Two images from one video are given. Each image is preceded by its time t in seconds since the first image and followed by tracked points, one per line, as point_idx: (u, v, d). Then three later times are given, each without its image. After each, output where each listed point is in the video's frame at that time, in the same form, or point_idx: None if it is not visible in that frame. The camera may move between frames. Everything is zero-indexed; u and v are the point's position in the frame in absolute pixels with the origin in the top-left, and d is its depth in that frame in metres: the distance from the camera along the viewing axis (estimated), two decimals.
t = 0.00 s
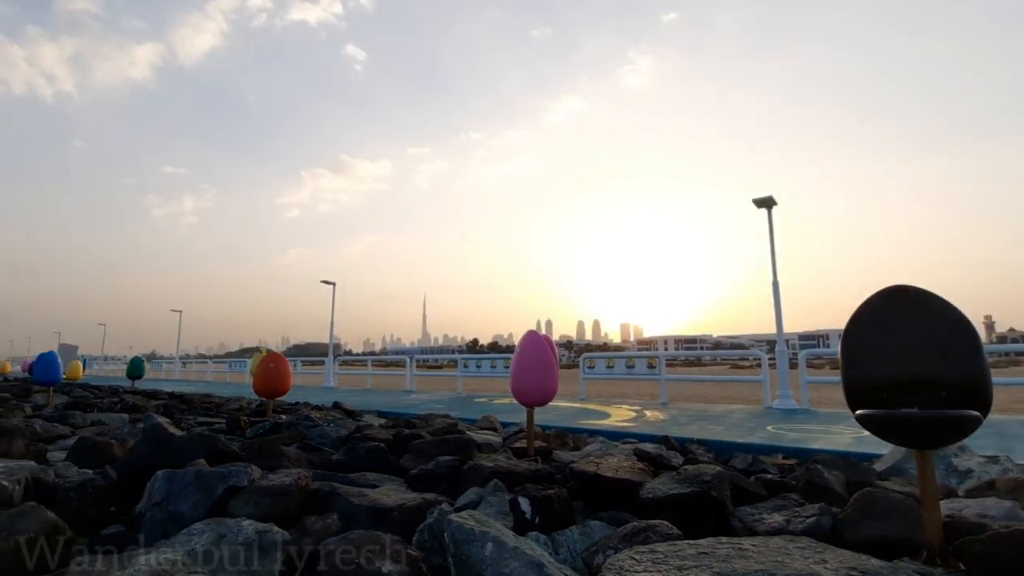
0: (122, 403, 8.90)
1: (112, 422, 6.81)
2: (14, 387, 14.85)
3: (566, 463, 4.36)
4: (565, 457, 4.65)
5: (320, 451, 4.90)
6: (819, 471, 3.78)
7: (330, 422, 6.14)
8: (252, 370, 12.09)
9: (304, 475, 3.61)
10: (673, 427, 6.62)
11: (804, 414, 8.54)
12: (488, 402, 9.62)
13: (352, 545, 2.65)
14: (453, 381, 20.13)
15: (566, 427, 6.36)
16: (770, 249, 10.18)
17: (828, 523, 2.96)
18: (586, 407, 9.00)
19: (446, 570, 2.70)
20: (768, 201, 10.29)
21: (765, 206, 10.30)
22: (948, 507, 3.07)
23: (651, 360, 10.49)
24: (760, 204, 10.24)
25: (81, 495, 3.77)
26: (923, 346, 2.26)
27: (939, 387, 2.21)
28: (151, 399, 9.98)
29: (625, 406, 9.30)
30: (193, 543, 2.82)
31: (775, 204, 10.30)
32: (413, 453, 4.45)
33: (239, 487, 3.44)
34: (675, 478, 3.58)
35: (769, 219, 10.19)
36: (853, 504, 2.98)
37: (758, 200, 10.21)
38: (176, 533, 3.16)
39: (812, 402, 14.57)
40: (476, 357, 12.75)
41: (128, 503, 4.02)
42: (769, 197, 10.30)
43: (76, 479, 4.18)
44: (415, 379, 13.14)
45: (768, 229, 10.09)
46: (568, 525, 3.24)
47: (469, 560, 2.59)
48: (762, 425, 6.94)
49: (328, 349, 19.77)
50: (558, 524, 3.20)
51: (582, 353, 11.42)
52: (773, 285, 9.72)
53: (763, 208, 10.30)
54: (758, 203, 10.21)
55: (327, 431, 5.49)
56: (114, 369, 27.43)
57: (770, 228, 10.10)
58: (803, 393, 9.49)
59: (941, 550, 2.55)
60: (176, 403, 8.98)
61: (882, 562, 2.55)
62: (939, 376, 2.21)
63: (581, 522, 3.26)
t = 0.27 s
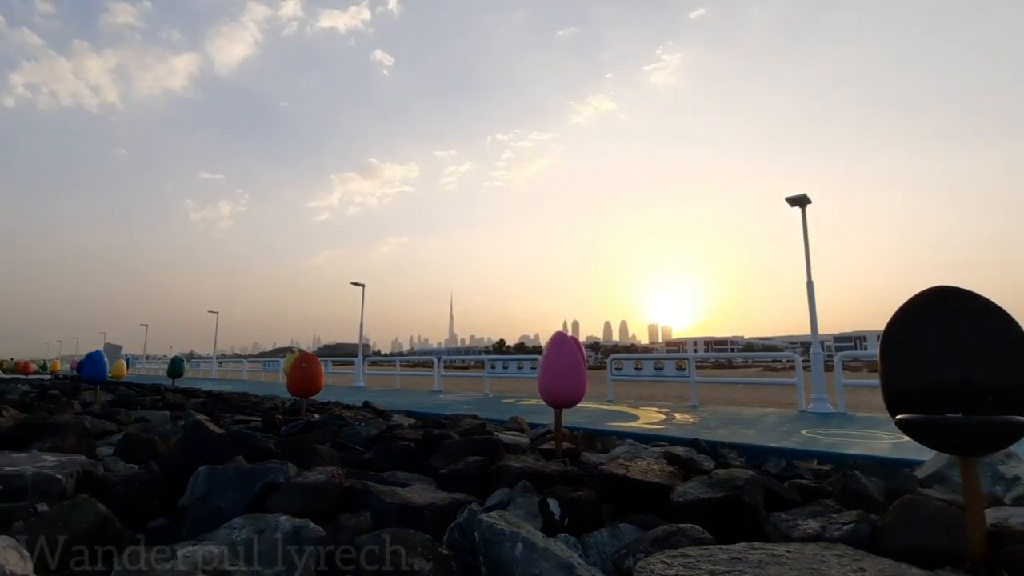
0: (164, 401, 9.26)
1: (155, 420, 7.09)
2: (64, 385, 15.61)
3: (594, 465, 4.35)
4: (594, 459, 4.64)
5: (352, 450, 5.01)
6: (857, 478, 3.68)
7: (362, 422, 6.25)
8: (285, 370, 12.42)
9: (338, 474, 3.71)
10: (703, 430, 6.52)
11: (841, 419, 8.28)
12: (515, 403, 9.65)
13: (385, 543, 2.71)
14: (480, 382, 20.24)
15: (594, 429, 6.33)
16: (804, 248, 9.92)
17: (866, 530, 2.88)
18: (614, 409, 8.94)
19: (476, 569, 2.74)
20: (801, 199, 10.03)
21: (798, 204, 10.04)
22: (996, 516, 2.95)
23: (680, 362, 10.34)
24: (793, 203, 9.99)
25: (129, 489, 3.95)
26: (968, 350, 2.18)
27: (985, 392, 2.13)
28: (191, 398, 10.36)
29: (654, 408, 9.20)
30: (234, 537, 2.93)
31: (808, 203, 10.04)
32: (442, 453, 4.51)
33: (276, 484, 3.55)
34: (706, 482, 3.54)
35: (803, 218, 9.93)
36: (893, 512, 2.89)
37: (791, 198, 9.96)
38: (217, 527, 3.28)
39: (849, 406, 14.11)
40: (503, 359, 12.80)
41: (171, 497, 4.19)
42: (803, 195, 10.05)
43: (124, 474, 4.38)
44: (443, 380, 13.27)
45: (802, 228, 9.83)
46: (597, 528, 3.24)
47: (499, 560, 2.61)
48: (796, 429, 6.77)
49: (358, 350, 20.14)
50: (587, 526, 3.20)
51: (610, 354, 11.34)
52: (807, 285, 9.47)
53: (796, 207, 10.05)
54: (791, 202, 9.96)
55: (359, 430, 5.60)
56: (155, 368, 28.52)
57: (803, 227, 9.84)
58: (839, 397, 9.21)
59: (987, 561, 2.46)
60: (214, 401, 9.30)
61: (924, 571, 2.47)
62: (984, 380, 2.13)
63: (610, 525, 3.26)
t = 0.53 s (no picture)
0: (188, 402, 9.47)
1: (180, 420, 7.25)
2: (92, 385, 16.05)
3: (612, 468, 4.33)
4: (611, 462, 4.63)
5: (371, 451, 5.06)
6: (881, 483, 3.61)
7: (380, 423, 6.31)
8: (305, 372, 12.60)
9: (357, 475, 3.76)
10: (722, 434, 6.45)
11: (864, 423, 8.12)
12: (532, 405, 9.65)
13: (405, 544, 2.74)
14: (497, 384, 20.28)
15: (611, 432, 6.30)
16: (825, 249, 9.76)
17: (891, 537, 2.83)
18: (631, 412, 8.89)
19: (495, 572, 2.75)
20: (822, 199, 9.86)
21: (819, 204, 9.88)
22: None
23: (698, 364, 10.24)
24: (814, 203, 9.83)
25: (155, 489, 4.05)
26: (994, 355, 2.14)
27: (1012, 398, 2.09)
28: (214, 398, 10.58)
29: (672, 411, 9.12)
30: (257, 536, 2.98)
31: (829, 203, 9.87)
32: (459, 455, 4.53)
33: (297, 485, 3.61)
34: (726, 487, 3.51)
35: (824, 218, 9.77)
36: (919, 520, 2.83)
37: (811, 198, 9.80)
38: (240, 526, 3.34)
39: (873, 410, 13.81)
40: (519, 361, 12.81)
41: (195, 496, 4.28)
42: (824, 195, 9.88)
43: (151, 473, 4.49)
44: (460, 382, 13.32)
45: (823, 228, 9.67)
46: (615, 531, 3.23)
47: (518, 563, 2.63)
48: (818, 433, 6.66)
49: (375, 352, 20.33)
50: (605, 530, 3.19)
51: (627, 357, 11.28)
52: (829, 287, 9.31)
53: (817, 207, 9.88)
54: (811, 202, 9.81)
55: (377, 431, 5.66)
56: (179, 369, 29.15)
57: (824, 227, 9.67)
58: (862, 400, 9.02)
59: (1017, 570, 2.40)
60: (236, 402, 9.47)
61: None
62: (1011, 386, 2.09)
63: (628, 529, 3.24)
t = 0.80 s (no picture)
0: (197, 404, 9.54)
1: (188, 422, 7.30)
2: (102, 387, 16.22)
3: (619, 471, 4.32)
4: (618, 465, 4.61)
5: (378, 454, 5.07)
6: (891, 488, 3.58)
7: (387, 426, 6.33)
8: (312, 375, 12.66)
9: (365, 478, 3.77)
10: (730, 437, 6.41)
11: (874, 426, 8.05)
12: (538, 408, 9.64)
13: (412, 547, 2.74)
14: (503, 386, 20.27)
15: (618, 435, 6.29)
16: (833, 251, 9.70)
17: (902, 542, 2.80)
18: (638, 415, 8.86)
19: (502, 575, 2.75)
20: (829, 200, 9.82)
21: (827, 206, 9.83)
22: None
23: (705, 367, 10.20)
24: (822, 204, 9.78)
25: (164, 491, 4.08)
26: (1005, 358, 2.12)
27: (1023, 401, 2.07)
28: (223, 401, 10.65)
29: (679, 414, 9.08)
30: (265, 539, 2.99)
31: (838, 204, 9.81)
32: (466, 458, 4.54)
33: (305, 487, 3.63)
34: (734, 491, 3.49)
35: (833, 219, 9.71)
36: (930, 525, 2.80)
37: (819, 200, 9.76)
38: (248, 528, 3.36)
39: (883, 414, 13.68)
40: (525, 363, 12.81)
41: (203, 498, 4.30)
42: (832, 197, 9.83)
43: (160, 475, 4.53)
44: (467, 384, 13.34)
45: (831, 230, 9.62)
46: (623, 535, 3.22)
47: (525, 566, 2.62)
48: (826, 437, 6.61)
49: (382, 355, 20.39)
50: (613, 534, 3.18)
51: (634, 359, 11.25)
52: (837, 289, 9.24)
53: (825, 208, 9.84)
54: (819, 203, 9.75)
55: (384, 434, 5.67)
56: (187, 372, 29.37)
57: (833, 229, 9.62)
58: (872, 403, 8.95)
59: None
60: (244, 404, 9.53)
61: None
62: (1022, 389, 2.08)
63: (636, 532, 3.23)
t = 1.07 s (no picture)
0: (204, 411, 9.57)
1: (195, 429, 7.32)
2: (110, 395, 16.31)
3: (625, 480, 4.30)
4: (625, 474, 4.58)
5: (384, 461, 5.07)
6: (902, 497, 3.54)
7: (392, 433, 6.32)
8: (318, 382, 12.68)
9: (371, 485, 3.77)
10: (737, 445, 6.36)
11: (883, 434, 7.97)
12: (544, 415, 9.60)
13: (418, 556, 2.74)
14: (508, 394, 20.23)
15: (625, 443, 6.26)
16: (840, 257, 9.65)
17: (913, 552, 2.77)
18: (644, 423, 8.81)
19: None
20: (836, 207, 9.78)
21: (834, 212, 9.79)
22: None
23: (712, 374, 10.14)
24: (828, 211, 9.75)
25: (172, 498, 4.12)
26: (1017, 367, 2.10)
27: None
28: (229, 407, 10.68)
29: (686, 422, 9.02)
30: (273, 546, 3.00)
31: (844, 210, 9.77)
32: (472, 466, 4.52)
33: (312, 495, 3.64)
34: (743, 499, 3.46)
35: (839, 226, 9.67)
36: (942, 535, 2.77)
37: (826, 206, 9.72)
38: (254, 536, 3.36)
39: (893, 421, 13.54)
40: (531, 370, 12.77)
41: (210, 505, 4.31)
42: (839, 203, 9.79)
43: (168, 483, 4.55)
44: (472, 391, 13.31)
45: (838, 236, 9.57)
46: (630, 545, 3.20)
47: None
48: (835, 445, 6.54)
49: (387, 362, 20.42)
50: (621, 544, 3.16)
51: (640, 366, 11.20)
52: (845, 295, 9.19)
53: (831, 215, 9.80)
54: (826, 210, 9.72)
55: (390, 441, 5.67)
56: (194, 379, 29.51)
57: (840, 235, 9.58)
58: (881, 411, 8.86)
59: None
60: (250, 411, 9.55)
61: None
62: None
63: (643, 541, 3.21)
